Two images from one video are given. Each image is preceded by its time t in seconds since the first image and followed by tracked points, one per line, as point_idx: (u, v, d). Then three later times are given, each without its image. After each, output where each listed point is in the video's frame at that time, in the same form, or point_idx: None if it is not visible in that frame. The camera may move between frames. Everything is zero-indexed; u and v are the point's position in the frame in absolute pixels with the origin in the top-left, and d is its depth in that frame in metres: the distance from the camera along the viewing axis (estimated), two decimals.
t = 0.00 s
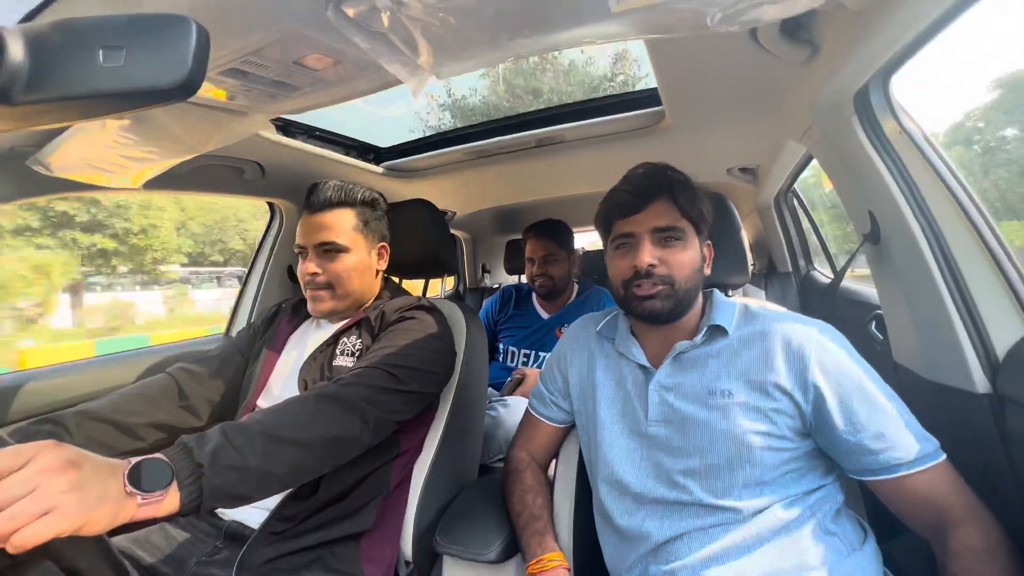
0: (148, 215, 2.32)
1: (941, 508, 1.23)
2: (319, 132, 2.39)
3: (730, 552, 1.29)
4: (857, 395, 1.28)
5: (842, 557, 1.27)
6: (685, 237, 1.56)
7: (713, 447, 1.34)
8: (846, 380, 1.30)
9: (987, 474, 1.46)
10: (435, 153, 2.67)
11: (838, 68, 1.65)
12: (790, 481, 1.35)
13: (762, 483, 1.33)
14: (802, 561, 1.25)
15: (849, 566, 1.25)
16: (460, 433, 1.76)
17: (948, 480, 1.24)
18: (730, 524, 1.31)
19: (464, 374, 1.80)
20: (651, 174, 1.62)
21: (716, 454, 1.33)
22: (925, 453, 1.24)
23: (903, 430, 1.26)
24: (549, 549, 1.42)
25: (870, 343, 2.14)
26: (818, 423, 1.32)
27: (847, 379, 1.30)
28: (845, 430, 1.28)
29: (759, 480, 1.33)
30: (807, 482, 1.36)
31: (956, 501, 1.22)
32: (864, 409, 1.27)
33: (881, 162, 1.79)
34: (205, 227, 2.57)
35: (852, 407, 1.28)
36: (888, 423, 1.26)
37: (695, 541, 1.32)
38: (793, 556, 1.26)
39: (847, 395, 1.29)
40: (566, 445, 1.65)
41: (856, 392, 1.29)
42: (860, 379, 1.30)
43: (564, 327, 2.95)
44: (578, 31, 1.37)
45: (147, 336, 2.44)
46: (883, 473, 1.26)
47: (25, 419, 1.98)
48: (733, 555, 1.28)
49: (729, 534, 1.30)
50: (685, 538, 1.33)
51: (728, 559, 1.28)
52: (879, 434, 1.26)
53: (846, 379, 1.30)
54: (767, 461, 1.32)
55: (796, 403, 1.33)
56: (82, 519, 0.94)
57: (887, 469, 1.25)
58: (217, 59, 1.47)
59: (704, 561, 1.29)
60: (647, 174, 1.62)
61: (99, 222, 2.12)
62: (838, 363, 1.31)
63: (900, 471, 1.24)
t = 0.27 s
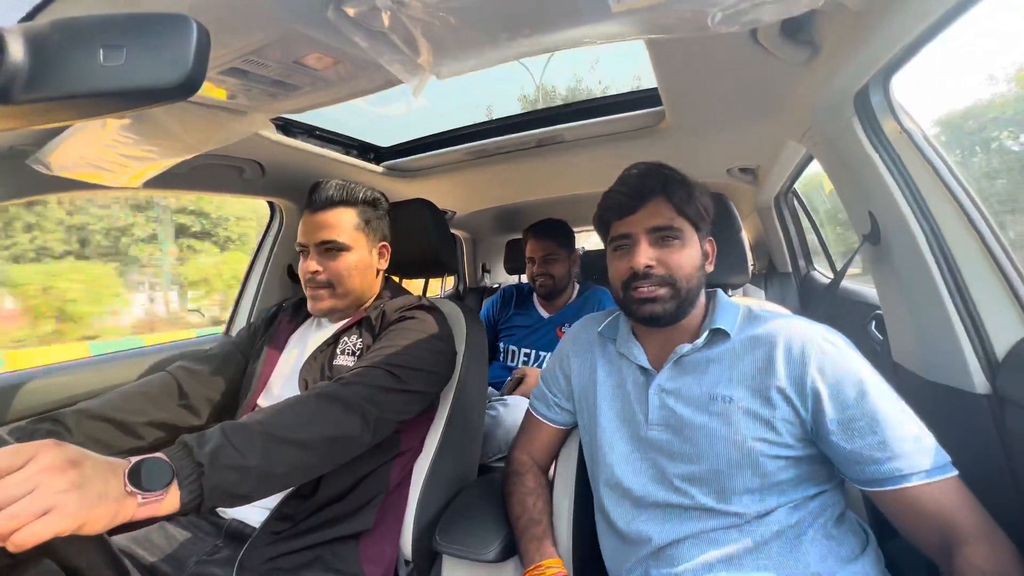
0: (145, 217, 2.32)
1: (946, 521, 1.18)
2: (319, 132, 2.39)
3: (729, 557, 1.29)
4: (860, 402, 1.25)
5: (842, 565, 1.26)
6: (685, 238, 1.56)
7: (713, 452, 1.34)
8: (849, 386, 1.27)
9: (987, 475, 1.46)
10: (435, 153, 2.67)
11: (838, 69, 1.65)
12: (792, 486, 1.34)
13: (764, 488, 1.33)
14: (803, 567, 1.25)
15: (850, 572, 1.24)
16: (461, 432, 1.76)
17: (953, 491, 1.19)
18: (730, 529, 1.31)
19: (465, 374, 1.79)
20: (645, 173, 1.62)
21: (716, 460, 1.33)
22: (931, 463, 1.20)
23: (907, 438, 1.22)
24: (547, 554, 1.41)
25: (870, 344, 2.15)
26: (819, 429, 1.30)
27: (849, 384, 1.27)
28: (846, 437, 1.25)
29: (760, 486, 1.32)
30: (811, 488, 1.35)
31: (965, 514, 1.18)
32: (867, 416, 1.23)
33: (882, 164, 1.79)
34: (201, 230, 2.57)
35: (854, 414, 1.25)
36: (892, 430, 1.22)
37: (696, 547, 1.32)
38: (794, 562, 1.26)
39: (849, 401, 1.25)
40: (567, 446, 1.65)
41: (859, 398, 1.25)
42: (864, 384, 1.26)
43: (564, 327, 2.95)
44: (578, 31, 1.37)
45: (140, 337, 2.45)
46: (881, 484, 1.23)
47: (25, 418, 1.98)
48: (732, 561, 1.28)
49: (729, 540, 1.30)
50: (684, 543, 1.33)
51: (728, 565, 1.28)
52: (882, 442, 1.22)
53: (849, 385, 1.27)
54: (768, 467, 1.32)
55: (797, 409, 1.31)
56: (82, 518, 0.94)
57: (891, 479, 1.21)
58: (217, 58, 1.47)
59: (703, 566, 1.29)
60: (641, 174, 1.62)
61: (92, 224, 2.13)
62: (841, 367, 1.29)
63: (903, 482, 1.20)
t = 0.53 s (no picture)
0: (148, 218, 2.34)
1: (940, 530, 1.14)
2: (319, 131, 2.39)
3: (726, 558, 1.29)
4: (856, 402, 1.23)
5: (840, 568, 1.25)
6: (685, 236, 1.56)
7: (712, 453, 1.34)
8: (847, 386, 1.25)
9: (986, 475, 1.46)
10: (435, 152, 2.67)
11: (838, 67, 1.65)
12: (791, 487, 1.34)
13: (762, 489, 1.33)
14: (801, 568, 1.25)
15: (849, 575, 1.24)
16: (460, 432, 1.76)
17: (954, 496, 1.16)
18: (728, 530, 1.32)
19: (465, 375, 1.79)
20: (649, 171, 1.62)
21: (714, 460, 1.33)
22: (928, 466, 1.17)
23: (905, 439, 1.20)
24: (540, 561, 1.40)
25: (870, 342, 2.15)
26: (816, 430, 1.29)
27: (846, 384, 1.25)
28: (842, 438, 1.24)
29: (758, 487, 1.33)
30: (811, 489, 1.35)
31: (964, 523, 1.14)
32: (864, 416, 1.22)
33: (881, 163, 1.79)
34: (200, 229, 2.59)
35: (850, 414, 1.23)
36: (889, 432, 1.21)
37: (694, 548, 1.32)
38: (791, 563, 1.26)
39: (846, 401, 1.24)
40: (567, 447, 1.65)
41: (855, 398, 1.24)
42: (861, 385, 1.25)
43: (564, 326, 2.95)
44: (578, 30, 1.37)
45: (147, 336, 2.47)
46: (871, 484, 1.20)
47: (25, 417, 1.98)
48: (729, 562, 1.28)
49: (726, 541, 1.30)
50: (682, 543, 1.33)
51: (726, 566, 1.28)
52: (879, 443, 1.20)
53: (847, 385, 1.25)
54: (766, 467, 1.31)
55: (794, 410, 1.30)
56: (84, 518, 0.93)
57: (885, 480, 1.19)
58: (217, 57, 1.47)
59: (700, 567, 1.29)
60: (644, 170, 1.62)
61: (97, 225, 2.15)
62: (839, 367, 1.28)
63: (898, 483, 1.17)
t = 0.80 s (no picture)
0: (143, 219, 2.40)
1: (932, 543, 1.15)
2: (319, 131, 2.38)
3: (725, 561, 1.29)
4: (854, 406, 1.23)
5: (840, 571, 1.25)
6: (680, 237, 1.55)
7: (712, 455, 1.34)
8: (845, 390, 1.25)
9: (986, 476, 1.46)
10: (435, 152, 2.67)
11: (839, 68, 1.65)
12: (790, 490, 1.34)
13: (761, 493, 1.33)
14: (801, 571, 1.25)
15: None
16: (460, 432, 1.76)
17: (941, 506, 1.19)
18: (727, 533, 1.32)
19: (464, 375, 1.79)
20: (647, 171, 1.62)
21: (714, 463, 1.33)
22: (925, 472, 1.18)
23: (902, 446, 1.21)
24: (542, 560, 1.40)
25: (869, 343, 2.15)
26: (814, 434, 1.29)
27: (844, 389, 1.25)
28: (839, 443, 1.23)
29: (758, 489, 1.33)
30: (811, 492, 1.34)
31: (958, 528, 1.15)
32: (863, 421, 1.22)
33: (881, 164, 1.79)
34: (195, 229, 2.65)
35: (848, 419, 1.23)
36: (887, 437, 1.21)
37: (694, 550, 1.32)
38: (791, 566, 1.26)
39: (844, 406, 1.24)
40: (566, 447, 1.65)
41: (854, 403, 1.23)
42: (859, 389, 1.25)
43: (564, 326, 2.95)
44: (578, 30, 1.37)
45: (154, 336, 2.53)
46: (854, 493, 1.20)
47: (24, 418, 1.98)
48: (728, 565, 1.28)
49: (725, 544, 1.30)
50: (680, 547, 1.33)
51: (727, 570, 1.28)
52: (877, 448, 1.20)
53: (845, 390, 1.25)
54: (765, 471, 1.31)
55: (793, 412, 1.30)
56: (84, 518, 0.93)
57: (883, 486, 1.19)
58: (218, 58, 1.47)
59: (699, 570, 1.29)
60: (643, 171, 1.62)
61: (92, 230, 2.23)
62: (837, 371, 1.27)
63: (891, 491, 1.17)
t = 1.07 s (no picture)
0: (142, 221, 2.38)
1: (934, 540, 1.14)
2: (319, 131, 2.38)
3: (726, 561, 1.29)
4: (857, 405, 1.23)
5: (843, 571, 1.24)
6: (680, 238, 1.56)
7: (712, 455, 1.34)
8: (847, 389, 1.25)
9: (987, 477, 1.46)
10: (435, 152, 2.66)
11: (839, 68, 1.65)
12: (791, 490, 1.34)
13: (762, 492, 1.33)
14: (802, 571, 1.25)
15: None
16: (460, 431, 1.76)
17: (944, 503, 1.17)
18: (728, 533, 1.31)
19: (464, 374, 1.79)
20: (648, 172, 1.62)
21: (715, 463, 1.33)
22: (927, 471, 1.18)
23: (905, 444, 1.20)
24: (543, 560, 1.39)
25: (870, 343, 2.15)
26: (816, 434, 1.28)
27: (847, 388, 1.25)
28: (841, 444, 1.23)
29: (759, 489, 1.33)
30: (811, 492, 1.34)
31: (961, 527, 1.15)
32: (865, 420, 1.22)
33: (881, 164, 1.79)
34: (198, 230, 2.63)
35: (850, 418, 1.23)
36: (890, 436, 1.21)
37: (695, 550, 1.32)
38: (791, 566, 1.26)
39: (846, 405, 1.24)
40: (567, 447, 1.65)
41: (856, 401, 1.23)
42: (861, 388, 1.25)
43: (564, 326, 2.95)
44: (578, 30, 1.37)
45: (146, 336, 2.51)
46: (862, 491, 1.20)
47: (24, 418, 1.98)
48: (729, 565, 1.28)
49: (726, 544, 1.30)
50: (681, 547, 1.33)
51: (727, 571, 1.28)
52: (879, 447, 1.20)
53: (847, 388, 1.25)
54: (767, 471, 1.31)
55: (794, 412, 1.30)
56: (83, 519, 0.93)
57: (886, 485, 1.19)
58: (217, 58, 1.47)
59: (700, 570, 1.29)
60: (644, 171, 1.62)
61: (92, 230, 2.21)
62: (839, 370, 1.27)
63: (897, 489, 1.17)
